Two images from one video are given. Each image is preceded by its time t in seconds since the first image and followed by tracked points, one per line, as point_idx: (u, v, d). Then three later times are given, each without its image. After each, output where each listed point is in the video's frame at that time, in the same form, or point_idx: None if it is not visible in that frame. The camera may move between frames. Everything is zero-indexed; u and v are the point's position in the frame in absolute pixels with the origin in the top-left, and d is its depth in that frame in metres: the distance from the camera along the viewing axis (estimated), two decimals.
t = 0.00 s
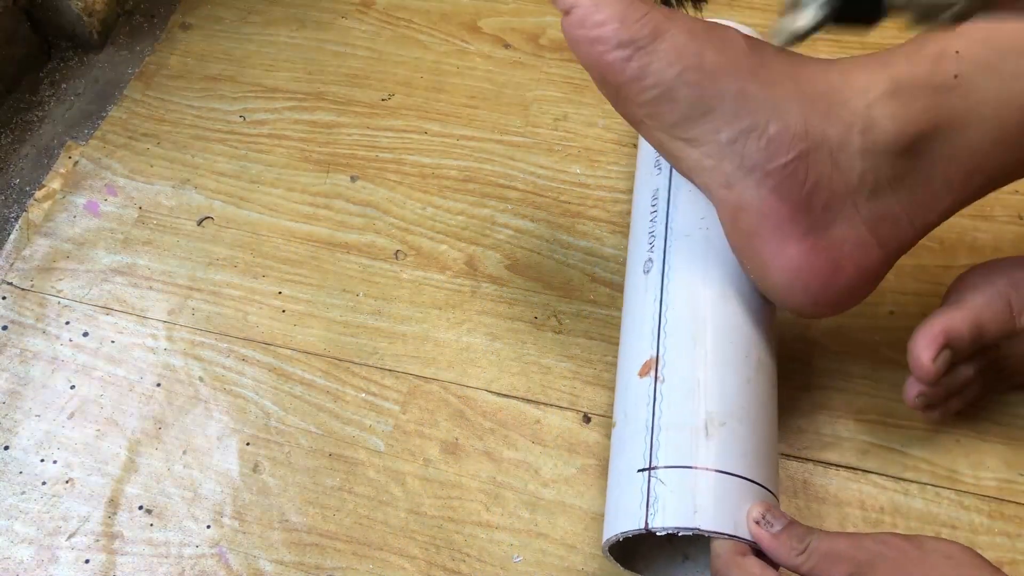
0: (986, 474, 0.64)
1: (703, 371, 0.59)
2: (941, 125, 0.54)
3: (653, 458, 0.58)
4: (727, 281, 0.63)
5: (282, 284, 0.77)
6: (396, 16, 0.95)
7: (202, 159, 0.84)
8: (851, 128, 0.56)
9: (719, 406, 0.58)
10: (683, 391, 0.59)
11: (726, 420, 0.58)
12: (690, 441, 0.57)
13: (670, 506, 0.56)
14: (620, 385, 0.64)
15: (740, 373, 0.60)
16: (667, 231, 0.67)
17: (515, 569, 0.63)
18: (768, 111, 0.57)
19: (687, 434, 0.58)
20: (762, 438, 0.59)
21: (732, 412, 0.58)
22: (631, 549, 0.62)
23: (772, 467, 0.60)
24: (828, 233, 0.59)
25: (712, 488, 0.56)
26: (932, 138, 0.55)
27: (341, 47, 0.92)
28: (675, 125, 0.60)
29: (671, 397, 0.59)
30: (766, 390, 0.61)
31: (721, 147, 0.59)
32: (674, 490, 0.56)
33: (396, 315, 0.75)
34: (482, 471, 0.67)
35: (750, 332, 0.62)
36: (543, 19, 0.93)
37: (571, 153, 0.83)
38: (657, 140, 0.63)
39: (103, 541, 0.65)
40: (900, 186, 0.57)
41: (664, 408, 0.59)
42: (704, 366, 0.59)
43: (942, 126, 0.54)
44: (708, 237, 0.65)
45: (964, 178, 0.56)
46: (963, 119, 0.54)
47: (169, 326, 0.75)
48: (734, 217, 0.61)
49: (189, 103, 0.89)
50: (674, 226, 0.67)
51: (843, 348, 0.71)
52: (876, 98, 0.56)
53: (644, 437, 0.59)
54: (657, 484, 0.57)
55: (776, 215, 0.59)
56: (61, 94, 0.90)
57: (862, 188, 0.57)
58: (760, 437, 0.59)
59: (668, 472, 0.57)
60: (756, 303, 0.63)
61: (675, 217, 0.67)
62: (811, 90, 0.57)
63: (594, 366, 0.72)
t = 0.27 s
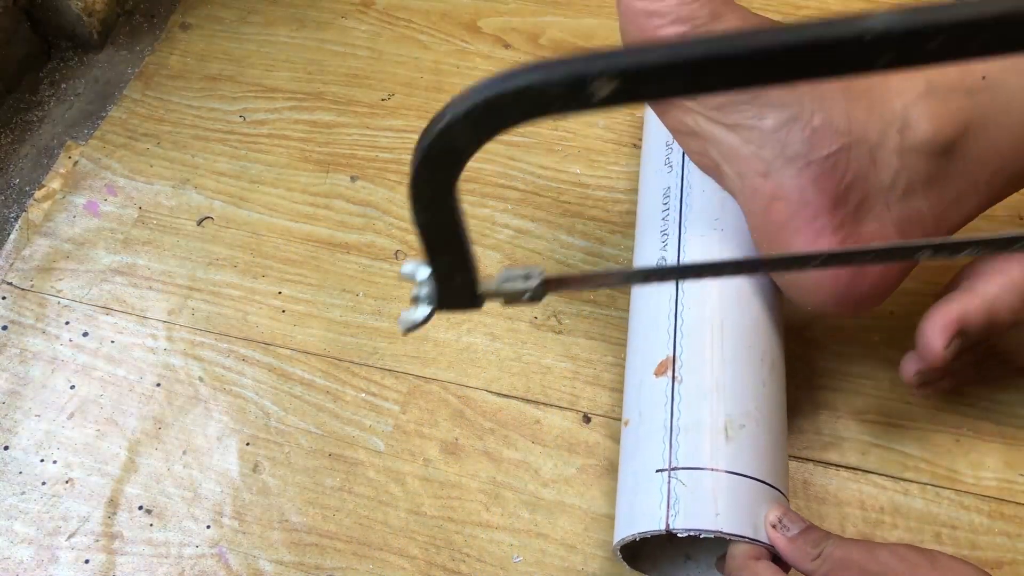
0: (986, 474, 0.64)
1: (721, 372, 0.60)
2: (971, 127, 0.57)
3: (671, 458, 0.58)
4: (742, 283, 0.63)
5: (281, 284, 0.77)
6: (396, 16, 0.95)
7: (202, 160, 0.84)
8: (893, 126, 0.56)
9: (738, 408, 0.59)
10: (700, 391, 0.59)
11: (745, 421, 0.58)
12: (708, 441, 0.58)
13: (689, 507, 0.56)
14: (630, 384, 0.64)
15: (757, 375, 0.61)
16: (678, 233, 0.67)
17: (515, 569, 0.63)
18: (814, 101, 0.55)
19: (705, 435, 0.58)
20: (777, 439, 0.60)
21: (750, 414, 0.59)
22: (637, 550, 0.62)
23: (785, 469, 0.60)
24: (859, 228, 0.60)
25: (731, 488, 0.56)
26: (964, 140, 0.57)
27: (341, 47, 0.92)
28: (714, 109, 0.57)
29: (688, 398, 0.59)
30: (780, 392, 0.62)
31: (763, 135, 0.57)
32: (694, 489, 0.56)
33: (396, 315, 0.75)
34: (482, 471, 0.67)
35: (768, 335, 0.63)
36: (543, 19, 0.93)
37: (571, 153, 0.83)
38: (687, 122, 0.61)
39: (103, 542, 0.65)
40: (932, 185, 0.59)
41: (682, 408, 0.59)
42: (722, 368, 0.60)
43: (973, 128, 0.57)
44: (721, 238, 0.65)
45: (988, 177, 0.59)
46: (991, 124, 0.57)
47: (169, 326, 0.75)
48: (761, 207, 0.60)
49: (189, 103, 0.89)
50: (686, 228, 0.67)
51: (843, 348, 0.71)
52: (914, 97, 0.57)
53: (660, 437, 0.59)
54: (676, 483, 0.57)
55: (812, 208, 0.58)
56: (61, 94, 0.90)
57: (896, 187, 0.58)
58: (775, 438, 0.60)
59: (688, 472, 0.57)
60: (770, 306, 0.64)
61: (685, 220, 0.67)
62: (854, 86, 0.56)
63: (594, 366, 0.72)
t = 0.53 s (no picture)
0: (986, 474, 0.64)
1: (711, 373, 0.60)
2: (963, 124, 0.57)
3: (660, 459, 0.58)
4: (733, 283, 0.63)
5: (281, 284, 0.77)
6: (396, 16, 0.95)
7: (202, 159, 0.84)
8: (884, 120, 0.57)
9: (728, 408, 0.59)
10: (690, 392, 0.59)
11: (735, 421, 0.58)
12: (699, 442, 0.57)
13: (678, 508, 0.56)
14: (624, 385, 0.64)
15: (749, 375, 0.60)
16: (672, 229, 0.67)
17: (514, 569, 0.63)
18: (806, 92, 0.57)
19: (695, 435, 0.58)
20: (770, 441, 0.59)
21: (741, 414, 0.59)
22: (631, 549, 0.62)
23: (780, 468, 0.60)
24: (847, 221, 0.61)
25: (721, 490, 0.56)
26: (955, 137, 0.58)
27: (341, 47, 0.92)
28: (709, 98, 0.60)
29: (677, 398, 0.60)
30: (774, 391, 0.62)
31: (759, 125, 0.59)
32: (683, 492, 0.56)
33: (396, 315, 0.75)
34: (482, 471, 0.67)
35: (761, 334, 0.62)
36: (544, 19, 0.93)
37: (571, 153, 0.83)
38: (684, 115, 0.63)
39: (102, 542, 0.65)
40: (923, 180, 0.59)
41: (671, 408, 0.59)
42: (712, 368, 0.60)
43: (964, 124, 0.57)
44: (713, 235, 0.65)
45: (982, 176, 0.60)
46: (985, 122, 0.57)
47: (169, 325, 0.75)
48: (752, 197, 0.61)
49: (189, 103, 0.88)
50: (679, 225, 0.67)
51: (843, 348, 0.71)
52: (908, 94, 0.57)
53: (650, 437, 0.59)
54: (665, 484, 0.57)
55: (801, 199, 0.59)
56: (61, 94, 0.90)
57: (889, 180, 0.59)
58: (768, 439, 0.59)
59: (677, 472, 0.57)
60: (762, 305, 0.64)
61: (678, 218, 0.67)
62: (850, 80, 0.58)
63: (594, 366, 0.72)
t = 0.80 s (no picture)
0: (986, 474, 0.64)
1: (680, 370, 0.60)
2: (939, 128, 0.57)
3: (629, 459, 0.58)
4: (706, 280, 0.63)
5: (281, 284, 0.77)
6: (396, 16, 0.95)
7: (202, 159, 0.84)
8: (861, 121, 0.57)
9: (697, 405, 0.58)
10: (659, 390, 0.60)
11: (705, 418, 0.58)
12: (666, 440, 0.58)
13: (644, 507, 0.56)
14: (604, 386, 0.65)
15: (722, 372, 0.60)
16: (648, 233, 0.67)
17: (514, 569, 0.63)
18: (787, 91, 0.55)
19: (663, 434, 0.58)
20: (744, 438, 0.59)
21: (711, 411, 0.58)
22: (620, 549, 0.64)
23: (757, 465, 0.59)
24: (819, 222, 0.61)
25: (687, 487, 0.56)
26: (931, 141, 0.58)
27: (341, 47, 0.92)
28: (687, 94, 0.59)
29: (648, 397, 0.60)
30: (751, 387, 0.61)
31: (737, 121, 0.57)
32: (650, 491, 0.57)
33: (396, 315, 0.75)
34: (482, 471, 0.67)
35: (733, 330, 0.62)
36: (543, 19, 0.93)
37: (571, 153, 0.83)
38: (662, 106, 0.61)
39: (102, 542, 0.65)
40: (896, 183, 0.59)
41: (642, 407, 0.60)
42: (683, 367, 0.60)
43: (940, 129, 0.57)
44: (683, 239, 0.65)
45: (954, 179, 0.60)
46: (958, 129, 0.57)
47: (169, 326, 0.75)
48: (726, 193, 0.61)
49: (189, 103, 0.88)
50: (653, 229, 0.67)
51: (843, 348, 0.71)
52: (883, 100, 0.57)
53: (620, 437, 0.60)
54: (633, 483, 0.57)
55: (776, 200, 0.59)
56: (61, 94, 0.90)
57: (863, 184, 0.59)
58: (741, 436, 0.58)
59: (644, 471, 0.57)
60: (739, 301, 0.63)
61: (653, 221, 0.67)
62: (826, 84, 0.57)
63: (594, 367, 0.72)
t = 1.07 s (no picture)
0: (986, 474, 0.64)
1: (691, 369, 0.60)
2: (954, 135, 0.58)
3: (639, 458, 0.58)
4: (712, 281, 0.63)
5: (281, 284, 0.77)
6: (396, 16, 0.95)
7: (202, 159, 0.84)
8: (878, 129, 0.57)
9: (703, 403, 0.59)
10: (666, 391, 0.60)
11: (716, 420, 0.58)
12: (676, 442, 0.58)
13: (656, 506, 0.56)
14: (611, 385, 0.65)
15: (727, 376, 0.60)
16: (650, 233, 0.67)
17: (514, 569, 0.63)
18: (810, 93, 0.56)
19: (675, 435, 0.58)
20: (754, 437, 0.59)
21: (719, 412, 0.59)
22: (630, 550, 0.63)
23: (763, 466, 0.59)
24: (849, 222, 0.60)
25: (699, 486, 0.56)
26: (946, 149, 0.58)
27: (341, 47, 0.92)
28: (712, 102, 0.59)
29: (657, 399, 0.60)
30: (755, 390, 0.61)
31: (761, 122, 0.58)
32: (661, 491, 0.56)
33: (396, 315, 0.75)
34: (482, 471, 0.67)
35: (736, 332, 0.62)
36: (543, 19, 0.93)
37: (571, 153, 0.83)
38: (682, 105, 0.61)
39: (102, 542, 0.65)
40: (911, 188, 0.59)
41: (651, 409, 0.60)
42: (692, 367, 0.60)
43: (955, 135, 0.58)
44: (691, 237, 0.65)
45: (972, 189, 0.60)
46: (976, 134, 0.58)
47: (169, 326, 0.75)
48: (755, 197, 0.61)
49: (189, 103, 0.88)
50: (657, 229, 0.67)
51: (843, 348, 0.71)
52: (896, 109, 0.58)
53: (631, 438, 0.60)
54: (644, 483, 0.57)
55: (800, 204, 0.58)
56: (61, 94, 0.90)
57: (883, 190, 0.59)
58: (751, 435, 0.59)
59: (655, 471, 0.57)
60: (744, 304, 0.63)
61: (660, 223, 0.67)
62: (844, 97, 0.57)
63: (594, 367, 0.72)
